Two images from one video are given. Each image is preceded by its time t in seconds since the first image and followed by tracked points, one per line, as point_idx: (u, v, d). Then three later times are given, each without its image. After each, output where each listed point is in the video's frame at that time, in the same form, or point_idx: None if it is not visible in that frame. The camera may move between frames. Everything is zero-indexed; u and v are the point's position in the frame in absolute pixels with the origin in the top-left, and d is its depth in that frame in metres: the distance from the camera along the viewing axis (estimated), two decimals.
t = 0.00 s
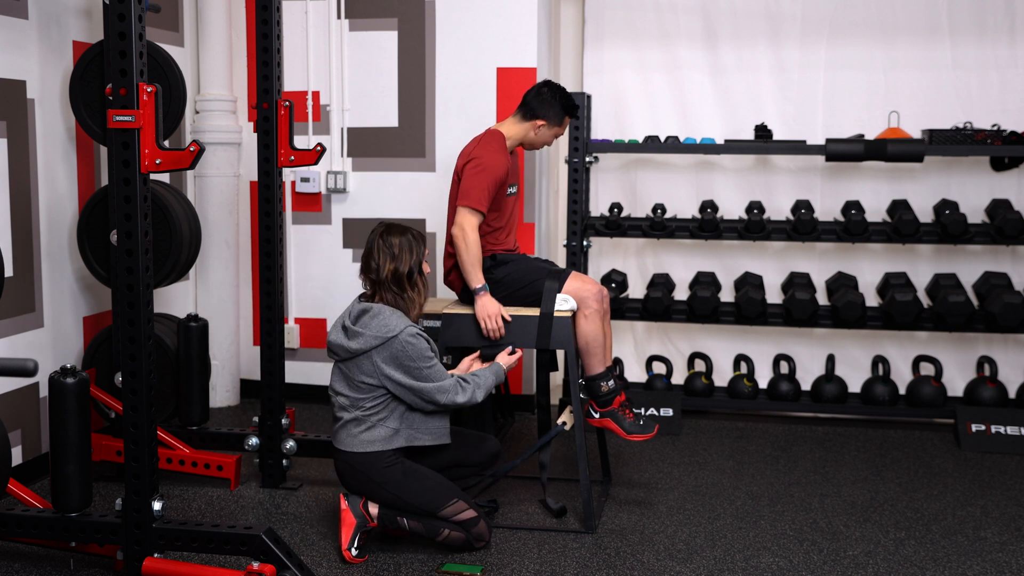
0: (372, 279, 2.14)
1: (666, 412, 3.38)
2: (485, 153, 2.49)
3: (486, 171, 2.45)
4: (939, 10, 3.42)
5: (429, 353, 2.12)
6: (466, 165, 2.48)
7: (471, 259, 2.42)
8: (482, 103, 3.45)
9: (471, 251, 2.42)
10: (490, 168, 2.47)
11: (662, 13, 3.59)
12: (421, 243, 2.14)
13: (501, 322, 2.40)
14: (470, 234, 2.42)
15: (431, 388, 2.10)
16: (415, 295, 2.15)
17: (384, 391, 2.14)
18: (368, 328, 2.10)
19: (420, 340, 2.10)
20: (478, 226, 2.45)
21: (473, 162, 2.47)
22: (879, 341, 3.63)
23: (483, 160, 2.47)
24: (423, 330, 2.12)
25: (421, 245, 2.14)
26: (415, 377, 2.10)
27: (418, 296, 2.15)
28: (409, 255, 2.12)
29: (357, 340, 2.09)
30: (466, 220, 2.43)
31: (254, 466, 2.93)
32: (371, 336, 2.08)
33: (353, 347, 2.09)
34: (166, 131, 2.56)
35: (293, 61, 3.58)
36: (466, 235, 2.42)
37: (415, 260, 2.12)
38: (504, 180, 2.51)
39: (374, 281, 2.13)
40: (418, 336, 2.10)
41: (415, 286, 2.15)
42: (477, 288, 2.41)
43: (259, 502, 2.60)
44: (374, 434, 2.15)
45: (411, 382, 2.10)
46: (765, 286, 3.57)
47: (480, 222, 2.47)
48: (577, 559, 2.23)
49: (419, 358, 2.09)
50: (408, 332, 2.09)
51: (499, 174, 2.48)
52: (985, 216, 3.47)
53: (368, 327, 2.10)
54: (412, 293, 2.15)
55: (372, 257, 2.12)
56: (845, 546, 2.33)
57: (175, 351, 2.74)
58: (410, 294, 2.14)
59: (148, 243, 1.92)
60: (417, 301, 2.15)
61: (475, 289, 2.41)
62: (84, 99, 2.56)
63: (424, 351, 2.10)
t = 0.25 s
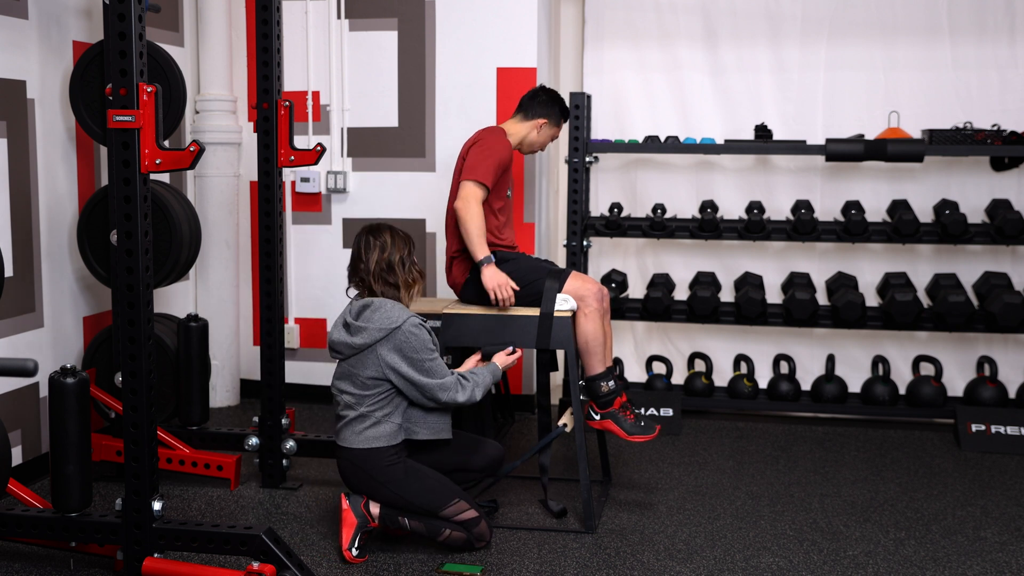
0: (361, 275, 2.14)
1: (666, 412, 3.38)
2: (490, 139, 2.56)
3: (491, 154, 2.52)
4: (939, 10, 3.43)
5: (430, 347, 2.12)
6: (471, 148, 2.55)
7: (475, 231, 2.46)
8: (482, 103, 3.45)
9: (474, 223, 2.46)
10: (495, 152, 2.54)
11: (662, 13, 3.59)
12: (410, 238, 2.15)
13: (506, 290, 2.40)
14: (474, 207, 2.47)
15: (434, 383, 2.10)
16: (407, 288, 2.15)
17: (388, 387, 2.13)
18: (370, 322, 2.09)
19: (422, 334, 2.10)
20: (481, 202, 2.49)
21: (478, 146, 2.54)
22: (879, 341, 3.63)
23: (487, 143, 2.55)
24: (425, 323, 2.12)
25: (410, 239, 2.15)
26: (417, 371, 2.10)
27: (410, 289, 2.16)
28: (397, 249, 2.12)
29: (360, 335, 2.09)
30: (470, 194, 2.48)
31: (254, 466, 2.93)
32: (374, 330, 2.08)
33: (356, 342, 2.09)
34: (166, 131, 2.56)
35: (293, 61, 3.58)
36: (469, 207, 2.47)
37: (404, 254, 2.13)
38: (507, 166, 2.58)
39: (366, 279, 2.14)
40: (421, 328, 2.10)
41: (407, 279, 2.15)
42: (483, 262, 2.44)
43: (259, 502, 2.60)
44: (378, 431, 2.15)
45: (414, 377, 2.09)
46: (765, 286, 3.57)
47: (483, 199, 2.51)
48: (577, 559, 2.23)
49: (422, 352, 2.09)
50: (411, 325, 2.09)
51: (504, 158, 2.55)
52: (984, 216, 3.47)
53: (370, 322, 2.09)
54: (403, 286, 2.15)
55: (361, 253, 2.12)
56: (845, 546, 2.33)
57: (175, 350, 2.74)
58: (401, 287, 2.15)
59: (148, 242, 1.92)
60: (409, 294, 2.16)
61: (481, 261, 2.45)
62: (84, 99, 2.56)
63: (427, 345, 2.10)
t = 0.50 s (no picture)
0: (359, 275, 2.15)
1: (666, 412, 3.38)
2: (501, 131, 2.58)
3: (502, 143, 2.53)
4: (939, 10, 3.43)
5: (429, 347, 2.12)
6: (482, 138, 2.57)
7: (485, 213, 2.44)
8: (482, 103, 3.45)
9: (485, 204, 2.44)
10: (506, 142, 2.55)
11: (662, 13, 3.59)
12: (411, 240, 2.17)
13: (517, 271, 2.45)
14: (484, 189, 2.46)
15: (431, 385, 2.10)
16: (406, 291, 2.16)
17: (387, 385, 2.14)
18: (370, 321, 2.09)
19: (422, 334, 2.10)
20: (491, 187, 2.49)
21: (490, 135, 2.56)
22: (879, 341, 3.63)
23: (498, 134, 2.56)
24: (425, 324, 2.12)
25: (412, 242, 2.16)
26: (415, 372, 2.10)
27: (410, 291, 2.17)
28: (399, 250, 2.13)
29: (360, 334, 2.09)
30: (481, 177, 2.47)
31: (254, 466, 2.93)
32: (374, 329, 2.07)
33: (356, 341, 2.09)
34: (166, 131, 2.56)
35: (293, 61, 3.58)
36: (479, 188, 2.46)
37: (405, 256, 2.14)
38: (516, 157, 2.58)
39: (365, 278, 2.14)
40: (421, 329, 2.10)
41: (408, 280, 2.17)
42: (494, 242, 2.45)
43: (259, 502, 2.60)
44: (377, 430, 2.15)
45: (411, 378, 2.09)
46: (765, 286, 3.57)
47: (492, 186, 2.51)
48: (577, 559, 2.23)
49: (421, 352, 2.09)
50: (411, 325, 2.09)
51: (516, 150, 2.57)
52: (984, 216, 3.47)
53: (370, 320, 2.09)
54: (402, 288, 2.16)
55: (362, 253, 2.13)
56: (845, 546, 2.33)
57: (175, 350, 2.74)
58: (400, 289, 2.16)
59: (148, 243, 1.92)
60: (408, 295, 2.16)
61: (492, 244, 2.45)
62: (84, 99, 2.56)
63: (425, 346, 2.10)
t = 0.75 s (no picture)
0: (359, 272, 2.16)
1: (666, 412, 3.38)
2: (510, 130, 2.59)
3: (510, 141, 2.54)
4: (938, 10, 3.43)
5: (429, 347, 2.12)
6: (488, 135, 2.57)
7: (490, 207, 2.46)
8: (482, 103, 3.45)
9: (489, 199, 2.46)
10: (514, 141, 2.55)
11: (662, 13, 3.59)
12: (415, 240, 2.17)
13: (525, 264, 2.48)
14: (488, 184, 2.46)
15: (431, 385, 2.10)
16: (404, 291, 2.16)
17: (387, 384, 2.14)
18: (371, 321, 2.09)
19: (422, 335, 2.10)
20: (495, 183, 2.49)
21: (498, 132, 2.57)
22: (879, 341, 3.63)
23: (505, 132, 2.57)
24: (426, 324, 2.12)
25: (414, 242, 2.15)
26: (415, 372, 2.10)
27: (408, 292, 2.17)
28: (399, 250, 2.13)
29: (360, 334, 2.09)
30: (485, 172, 2.47)
31: (254, 466, 2.93)
32: (374, 330, 2.08)
33: (356, 340, 2.09)
34: (166, 131, 2.56)
35: (293, 61, 3.58)
36: (484, 182, 2.46)
37: (405, 255, 2.14)
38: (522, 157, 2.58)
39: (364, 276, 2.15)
40: (421, 329, 2.10)
41: (405, 282, 2.16)
42: (500, 235, 2.47)
43: (259, 502, 2.60)
44: (377, 429, 2.15)
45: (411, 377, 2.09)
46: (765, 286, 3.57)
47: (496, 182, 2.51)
48: (577, 559, 2.22)
49: (421, 352, 2.09)
50: (411, 325, 2.09)
51: (522, 148, 2.57)
52: (984, 216, 3.47)
53: (371, 320, 2.09)
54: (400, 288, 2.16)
55: (362, 251, 2.14)
56: (845, 546, 2.33)
57: (175, 350, 2.74)
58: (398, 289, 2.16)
59: (148, 242, 1.92)
60: (405, 297, 2.16)
61: (499, 237, 2.47)
62: (84, 99, 2.56)
63: (426, 346, 2.10)
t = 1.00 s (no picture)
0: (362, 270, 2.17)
1: (666, 412, 3.38)
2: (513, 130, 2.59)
3: (511, 142, 2.53)
4: (938, 10, 3.43)
5: (431, 348, 2.12)
6: (491, 135, 2.57)
7: (490, 206, 2.45)
8: (482, 103, 3.45)
9: (489, 199, 2.45)
10: (516, 141, 2.55)
11: (662, 13, 3.59)
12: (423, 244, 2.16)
13: (521, 266, 2.46)
14: (489, 184, 2.46)
15: (431, 385, 2.10)
16: (406, 294, 2.17)
17: (388, 383, 2.14)
18: (373, 320, 2.10)
19: (424, 335, 2.10)
20: (496, 183, 2.48)
21: (501, 132, 2.57)
22: (879, 341, 3.63)
23: (507, 133, 2.57)
24: (428, 324, 2.12)
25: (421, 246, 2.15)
26: (416, 372, 2.10)
27: (410, 295, 2.18)
28: (404, 252, 2.13)
29: (362, 332, 2.09)
30: (486, 172, 2.47)
31: (254, 466, 2.93)
32: (376, 329, 2.08)
33: (358, 339, 2.09)
34: (166, 131, 2.56)
35: (293, 61, 3.58)
36: (485, 182, 2.46)
37: (411, 258, 2.14)
38: (524, 157, 2.58)
39: (368, 274, 2.16)
40: (424, 329, 2.10)
41: (407, 283, 2.17)
42: (497, 236, 2.45)
43: (259, 502, 2.60)
44: (379, 426, 2.14)
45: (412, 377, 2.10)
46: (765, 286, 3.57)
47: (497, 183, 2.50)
48: (577, 559, 2.23)
49: (423, 352, 2.09)
50: (414, 325, 2.09)
51: (524, 150, 2.56)
52: (984, 216, 3.47)
53: (374, 319, 2.10)
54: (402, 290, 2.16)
55: (367, 249, 2.15)
56: (845, 546, 2.33)
57: (175, 350, 2.74)
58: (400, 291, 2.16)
59: (148, 242, 1.92)
60: (407, 298, 2.17)
61: (497, 236, 2.45)
62: (84, 99, 2.56)
63: (427, 346, 2.10)
